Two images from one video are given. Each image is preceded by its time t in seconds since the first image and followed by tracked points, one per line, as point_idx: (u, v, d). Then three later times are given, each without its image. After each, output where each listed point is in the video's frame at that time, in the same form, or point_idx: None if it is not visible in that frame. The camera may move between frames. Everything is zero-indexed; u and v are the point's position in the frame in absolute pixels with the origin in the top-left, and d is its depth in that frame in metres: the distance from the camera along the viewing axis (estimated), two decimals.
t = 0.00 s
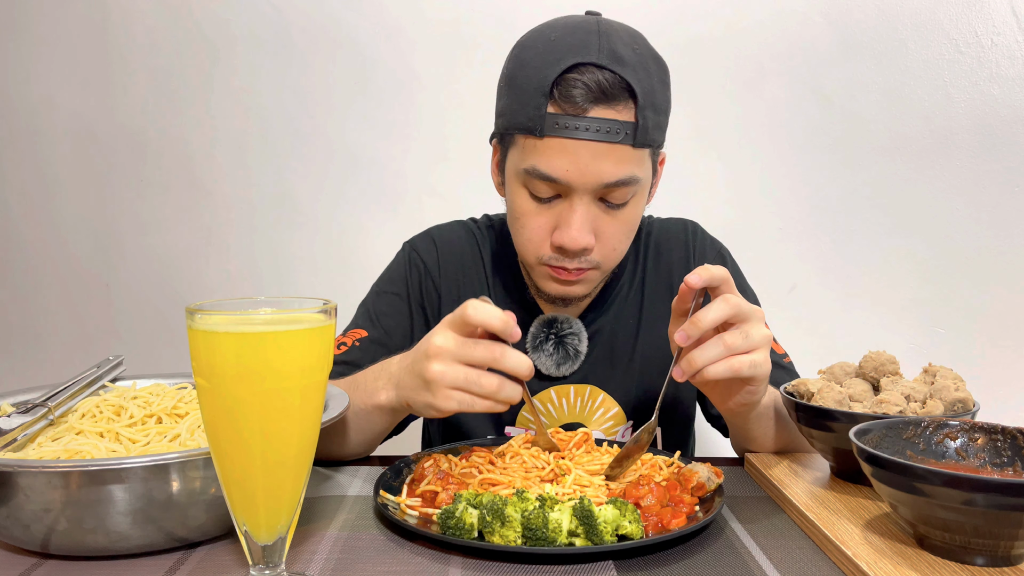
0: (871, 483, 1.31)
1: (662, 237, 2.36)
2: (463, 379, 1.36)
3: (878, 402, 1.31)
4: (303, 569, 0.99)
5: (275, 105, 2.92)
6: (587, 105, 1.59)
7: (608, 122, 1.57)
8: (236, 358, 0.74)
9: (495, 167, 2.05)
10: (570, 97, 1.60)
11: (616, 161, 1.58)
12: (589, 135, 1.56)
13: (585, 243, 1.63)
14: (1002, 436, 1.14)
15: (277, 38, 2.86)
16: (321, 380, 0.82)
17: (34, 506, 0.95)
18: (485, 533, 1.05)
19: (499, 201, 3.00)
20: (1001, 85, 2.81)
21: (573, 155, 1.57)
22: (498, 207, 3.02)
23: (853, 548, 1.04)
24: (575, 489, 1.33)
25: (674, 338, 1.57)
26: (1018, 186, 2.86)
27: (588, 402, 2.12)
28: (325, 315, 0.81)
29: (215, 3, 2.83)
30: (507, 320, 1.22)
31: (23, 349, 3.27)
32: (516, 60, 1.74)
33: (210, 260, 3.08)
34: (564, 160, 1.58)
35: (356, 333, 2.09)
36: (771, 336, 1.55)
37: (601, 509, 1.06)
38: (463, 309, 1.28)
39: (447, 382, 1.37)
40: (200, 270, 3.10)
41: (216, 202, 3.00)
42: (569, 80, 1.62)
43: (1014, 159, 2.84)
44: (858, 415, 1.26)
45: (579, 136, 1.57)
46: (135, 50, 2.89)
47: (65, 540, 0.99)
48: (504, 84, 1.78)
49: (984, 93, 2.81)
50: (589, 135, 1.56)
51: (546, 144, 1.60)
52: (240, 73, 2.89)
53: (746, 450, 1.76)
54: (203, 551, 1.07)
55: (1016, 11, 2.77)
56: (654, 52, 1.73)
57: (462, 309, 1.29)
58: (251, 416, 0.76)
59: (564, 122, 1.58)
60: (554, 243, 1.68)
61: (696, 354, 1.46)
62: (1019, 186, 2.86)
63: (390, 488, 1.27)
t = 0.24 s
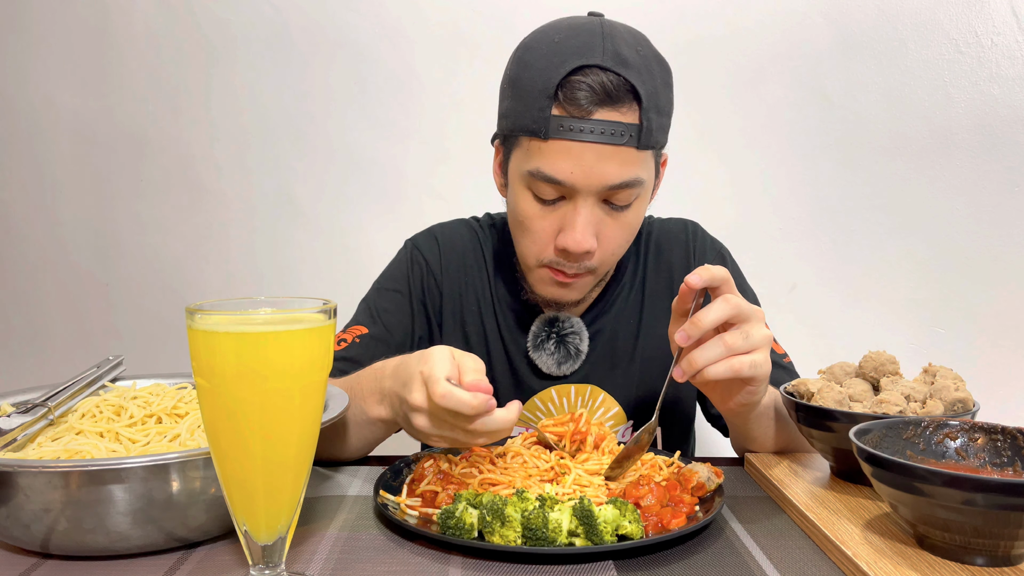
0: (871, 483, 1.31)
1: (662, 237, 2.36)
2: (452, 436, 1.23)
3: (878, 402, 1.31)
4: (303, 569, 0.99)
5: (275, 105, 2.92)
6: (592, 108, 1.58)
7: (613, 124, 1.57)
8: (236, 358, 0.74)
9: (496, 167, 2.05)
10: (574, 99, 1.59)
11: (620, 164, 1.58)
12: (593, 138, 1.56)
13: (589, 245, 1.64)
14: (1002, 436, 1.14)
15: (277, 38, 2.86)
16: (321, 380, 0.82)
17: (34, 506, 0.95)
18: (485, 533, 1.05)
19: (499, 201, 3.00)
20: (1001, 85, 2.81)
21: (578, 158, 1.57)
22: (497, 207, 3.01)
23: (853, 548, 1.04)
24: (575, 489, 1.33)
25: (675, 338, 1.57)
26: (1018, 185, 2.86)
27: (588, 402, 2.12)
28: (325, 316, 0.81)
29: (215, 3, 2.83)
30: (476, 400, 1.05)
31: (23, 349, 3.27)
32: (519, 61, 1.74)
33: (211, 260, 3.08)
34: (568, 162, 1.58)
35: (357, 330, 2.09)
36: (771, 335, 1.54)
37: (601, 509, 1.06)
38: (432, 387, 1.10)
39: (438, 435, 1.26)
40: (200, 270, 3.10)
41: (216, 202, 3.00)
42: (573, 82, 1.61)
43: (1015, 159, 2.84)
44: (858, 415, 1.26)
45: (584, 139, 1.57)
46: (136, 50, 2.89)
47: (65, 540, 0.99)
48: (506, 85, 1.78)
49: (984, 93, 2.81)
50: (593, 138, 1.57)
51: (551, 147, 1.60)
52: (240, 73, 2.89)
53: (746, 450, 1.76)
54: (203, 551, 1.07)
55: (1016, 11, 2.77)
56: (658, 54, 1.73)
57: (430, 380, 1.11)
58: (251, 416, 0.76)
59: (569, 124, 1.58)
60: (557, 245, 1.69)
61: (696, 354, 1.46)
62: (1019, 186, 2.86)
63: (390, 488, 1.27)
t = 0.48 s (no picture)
0: (871, 483, 1.31)
1: (662, 237, 2.36)
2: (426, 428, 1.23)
3: (878, 402, 1.31)
4: (303, 569, 0.99)
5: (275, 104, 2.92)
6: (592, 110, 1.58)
7: (613, 126, 1.57)
8: (235, 358, 0.74)
9: (496, 167, 2.04)
10: (574, 101, 1.59)
11: (620, 165, 1.58)
12: (593, 140, 1.56)
13: (588, 247, 1.63)
14: (1002, 436, 1.14)
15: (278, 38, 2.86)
16: (321, 380, 0.82)
17: (34, 506, 0.95)
18: (485, 533, 1.05)
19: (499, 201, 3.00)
20: (1001, 85, 2.81)
21: (577, 159, 1.57)
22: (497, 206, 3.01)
23: (853, 548, 1.04)
24: (575, 489, 1.33)
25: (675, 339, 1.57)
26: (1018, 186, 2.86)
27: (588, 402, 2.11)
28: (324, 316, 0.81)
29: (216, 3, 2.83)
30: (430, 394, 1.03)
31: (24, 349, 3.27)
32: (519, 62, 1.73)
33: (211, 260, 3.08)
34: (568, 164, 1.58)
35: (357, 331, 2.09)
36: (772, 336, 1.54)
37: (601, 509, 1.06)
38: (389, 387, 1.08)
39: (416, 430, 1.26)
40: (200, 270, 3.10)
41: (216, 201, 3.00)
42: (573, 84, 1.61)
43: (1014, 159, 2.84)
44: (857, 415, 1.26)
45: (584, 140, 1.56)
46: (136, 50, 2.89)
47: (65, 540, 0.99)
48: (506, 86, 1.78)
49: (984, 93, 2.81)
50: (593, 140, 1.56)
51: (551, 148, 1.60)
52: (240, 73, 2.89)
53: (746, 450, 1.76)
54: (203, 551, 1.07)
55: (1016, 11, 2.77)
56: (658, 55, 1.73)
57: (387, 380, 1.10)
58: (251, 416, 0.76)
59: (569, 126, 1.58)
60: (557, 246, 1.69)
61: (697, 355, 1.46)
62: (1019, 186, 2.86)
63: (390, 488, 1.27)
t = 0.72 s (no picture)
0: (871, 483, 1.31)
1: (662, 238, 2.36)
2: (407, 341, 1.38)
3: (878, 402, 1.31)
4: (303, 569, 0.99)
5: (275, 104, 2.92)
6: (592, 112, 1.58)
7: (612, 129, 1.57)
8: (235, 358, 0.74)
9: (496, 167, 2.04)
10: (574, 103, 1.59)
11: (619, 168, 1.58)
12: (593, 142, 1.56)
13: (587, 248, 1.63)
14: (1002, 436, 1.14)
15: (278, 37, 2.86)
16: (321, 380, 0.82)
17: (34, 506, 0.95)
18: (485, 533, 1.05)
19: (499, 201, 3.00)
20: (1001, 85, 2.81)
21: (576, 161, 1.57)
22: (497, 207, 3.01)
23: (853, 548, 1.04)
24: (575, 489, 1.33)
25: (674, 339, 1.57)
26: (1018, 186, 2.86)
27: (588, 402, 2.12)
28: (324, 315, 0.81)
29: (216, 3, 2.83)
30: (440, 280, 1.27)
31: (24, 349, 3.27)
32: (519, 63, 1.73)
33: (211, 260, 3.08)
34: (567, 166, 1.58)
35: (355, 338, 2.08)
36: (771, 337, 1.55)
37: (601, 509, 1.06)
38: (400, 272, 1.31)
39: (392, 345, 1.40)
40: (200, 270, 3.10)
41: (216, 201, 3.00)
42: (573, 85, 1.61)
43: (1014, 159, 2.84)
44: (857, 415, 1.26)
45: (583, 143, 1.56)
46: (136, 50, 2.89)
47: (65, 540, 0.99)
48: (506, 87, 1.78)
49: (984, 93, 2.81)
50: (592, 142, 1.56)
51: (550, 150, 1.59)
52: (240, 73, 2.89)
53: (746, 451, 1.76)
54: (203, 551, 1.07)
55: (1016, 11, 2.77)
56: (658, 57, 1.73)
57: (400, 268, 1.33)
58: (251, 416, 0.76)
59: (568, 128, 1.58)
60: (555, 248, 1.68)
61: (696, 355, 1.46)
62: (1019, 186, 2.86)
63: (390, 488, 1.27)
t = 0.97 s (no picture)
0: (871, 483, 1.31)
1: (661, 238, 2.36)
2: (466, 357, 1.38)
3: (878, 402, 1.31)
4: (303, 569, 0.99)
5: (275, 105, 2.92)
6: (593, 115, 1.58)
7: (613, 132, 1.57)
8: (236, 358, 0.74)
9: (496, 167, 2.04)
10: (575, 106, 1.59)
11: (619, 171, 1.59)
12: (593, 145, 1.56)
13: (586, 250, 1.64)
14: (1002, 436, 1.14)
15: (278, 37, 2.85)
16: (321, 380, 0.82)
17: (34, 506, 0.95)
18: (485, 533, 1.05)
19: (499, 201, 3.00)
20: (1001, 85, 2.81)
21: (577, 164, 1.57)
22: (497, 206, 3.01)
23: (853, 548, 1.04)
24: (575, 489, 1.33)
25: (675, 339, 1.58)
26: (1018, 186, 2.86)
27: (588, 402, 2.12)
28: (324, 315, 0.81)
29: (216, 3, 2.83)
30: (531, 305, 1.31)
31: (24, 349, 3.27)
32: (519, 64, 1.73)
33: (211, 260, 3.08)
34: (567, 168, 1.58)
35: (355, 338, 2.09)
36: (771, 337, 1.55)
37: (601, 509, 1.06)
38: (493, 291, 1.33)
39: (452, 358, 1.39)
40: (200, 270, 3.10)
41: (217, 201, 3.00)
42: (573, 88, 1.61)
43: (1014, 159, 2.84)
44: (858, 415, 1.26)
45: (584, 146, 1.56)
46: (136, 50, 2.89)
47: (65, 540, 0.99)
48: (506, 88, 1.77)
49: (985, 93, 2.81)
50: (592, 145, 1.56)
51: (550, 152, 1.60)
52: (240, 73, 2.89)
53: (746, 451, 1.76)
54: (203, 551, 1.07)
55: (1016, 11, 2.77)
56: (659, 59, 1.73)
57: (486, 284, 1.35)
58: (252, 416, 0.76)
59: (569, 131, 1.58)
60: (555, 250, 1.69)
61: (696, 355, 1.46)
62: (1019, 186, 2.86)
63: (390, 488, 1.27)
